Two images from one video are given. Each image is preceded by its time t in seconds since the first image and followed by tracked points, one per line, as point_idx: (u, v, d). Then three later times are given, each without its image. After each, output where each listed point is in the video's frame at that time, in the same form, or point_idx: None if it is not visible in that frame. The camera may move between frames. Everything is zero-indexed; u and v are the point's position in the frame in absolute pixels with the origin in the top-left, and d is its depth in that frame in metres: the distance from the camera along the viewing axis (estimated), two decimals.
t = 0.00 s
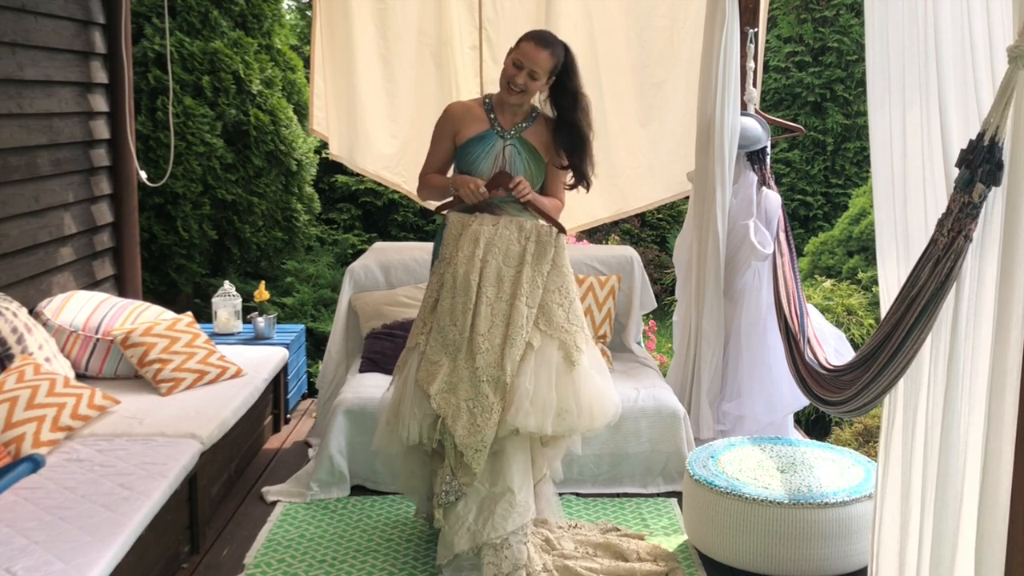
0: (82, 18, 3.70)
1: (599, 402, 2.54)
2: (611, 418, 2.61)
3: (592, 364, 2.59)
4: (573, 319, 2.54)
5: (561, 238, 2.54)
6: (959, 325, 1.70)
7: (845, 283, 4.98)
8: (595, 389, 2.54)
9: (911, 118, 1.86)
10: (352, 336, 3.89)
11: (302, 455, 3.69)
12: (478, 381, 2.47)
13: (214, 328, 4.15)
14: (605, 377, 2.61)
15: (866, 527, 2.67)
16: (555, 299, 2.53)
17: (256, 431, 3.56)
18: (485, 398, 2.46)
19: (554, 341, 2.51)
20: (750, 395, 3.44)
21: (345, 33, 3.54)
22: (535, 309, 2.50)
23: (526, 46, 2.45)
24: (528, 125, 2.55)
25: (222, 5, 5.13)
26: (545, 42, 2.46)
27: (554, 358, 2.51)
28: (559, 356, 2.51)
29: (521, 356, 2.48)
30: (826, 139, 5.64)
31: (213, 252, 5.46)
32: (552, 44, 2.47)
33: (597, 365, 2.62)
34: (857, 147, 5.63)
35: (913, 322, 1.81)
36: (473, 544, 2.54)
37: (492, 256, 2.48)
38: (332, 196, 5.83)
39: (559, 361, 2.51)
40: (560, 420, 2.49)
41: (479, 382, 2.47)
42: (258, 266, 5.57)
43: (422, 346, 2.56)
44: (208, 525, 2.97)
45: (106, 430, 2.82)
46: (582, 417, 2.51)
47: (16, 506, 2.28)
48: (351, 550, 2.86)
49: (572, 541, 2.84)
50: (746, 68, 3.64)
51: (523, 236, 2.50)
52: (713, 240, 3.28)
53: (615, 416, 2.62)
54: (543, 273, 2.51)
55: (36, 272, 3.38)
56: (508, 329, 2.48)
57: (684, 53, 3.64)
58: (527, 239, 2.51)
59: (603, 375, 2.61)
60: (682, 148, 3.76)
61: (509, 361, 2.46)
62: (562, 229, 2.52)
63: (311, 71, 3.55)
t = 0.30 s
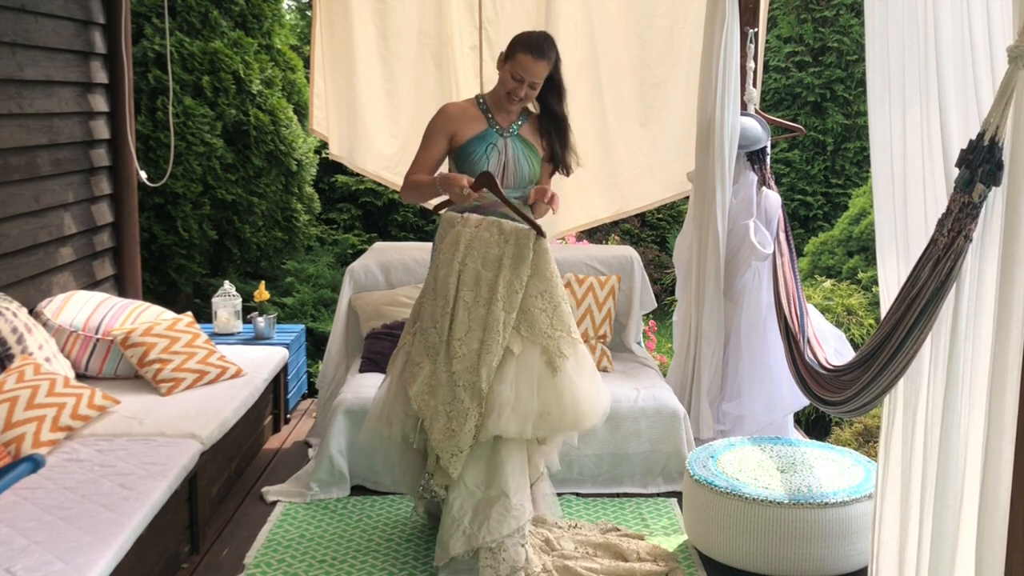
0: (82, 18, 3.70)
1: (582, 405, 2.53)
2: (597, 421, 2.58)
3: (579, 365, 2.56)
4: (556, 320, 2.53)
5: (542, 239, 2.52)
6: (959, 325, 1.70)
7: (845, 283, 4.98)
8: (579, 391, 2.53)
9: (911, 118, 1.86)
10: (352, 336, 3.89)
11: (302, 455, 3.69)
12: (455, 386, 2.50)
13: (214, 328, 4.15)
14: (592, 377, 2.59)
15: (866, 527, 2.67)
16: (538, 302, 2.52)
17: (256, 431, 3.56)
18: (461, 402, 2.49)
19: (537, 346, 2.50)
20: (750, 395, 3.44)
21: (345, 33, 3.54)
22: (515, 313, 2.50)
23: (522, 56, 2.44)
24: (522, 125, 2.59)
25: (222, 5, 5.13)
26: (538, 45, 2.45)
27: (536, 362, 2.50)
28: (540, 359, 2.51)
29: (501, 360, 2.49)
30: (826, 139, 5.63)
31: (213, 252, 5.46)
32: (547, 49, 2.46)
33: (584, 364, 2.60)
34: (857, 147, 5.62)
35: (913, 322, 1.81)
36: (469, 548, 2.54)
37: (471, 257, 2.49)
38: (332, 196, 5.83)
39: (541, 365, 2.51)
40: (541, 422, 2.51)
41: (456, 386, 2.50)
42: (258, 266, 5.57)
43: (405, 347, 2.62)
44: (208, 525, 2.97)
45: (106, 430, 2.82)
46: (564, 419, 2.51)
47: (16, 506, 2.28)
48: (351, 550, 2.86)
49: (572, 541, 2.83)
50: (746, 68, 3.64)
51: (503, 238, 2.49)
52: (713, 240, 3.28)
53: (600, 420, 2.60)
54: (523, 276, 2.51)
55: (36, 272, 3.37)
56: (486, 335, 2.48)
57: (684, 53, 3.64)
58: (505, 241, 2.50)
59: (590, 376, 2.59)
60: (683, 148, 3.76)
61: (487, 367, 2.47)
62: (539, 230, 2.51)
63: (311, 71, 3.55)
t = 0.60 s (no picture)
0: (82, 18, 3.70)
1: (547, 411, 2.39)
2: (565, 433, 2.41)
3: (544, 371, 2.40)
4: (518, 318, 2.40)
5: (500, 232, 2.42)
6: (959, 325, 1.70)
7: (845, 283, 4.98)
8: (546, 389, 2.40)
9: (911, 118, 1.87)
10: (352, 336, 3.89)
11: (302, 455, 3.69)
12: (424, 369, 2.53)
13: (214, 328, 4.14)
14: (563, 385, 2.43)
15: (866, 527, 2.67)
16: (499, 297, 2.43)
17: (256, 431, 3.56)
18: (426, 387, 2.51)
19: (499, 338, 2.42)
20: (750, 395, 3.44)
21: (345, 33, 3.53)
22: (473, 302, 2.44)
23: (529, 58, 2.44)
24: (521, 124, 2.60)
25: (222, 5, 5.13)
26: (542, 45, 2.46)
27: (495, 354, 2.42)
28: (502, 355, 2.42)
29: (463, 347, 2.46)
30: (826, 139, 5.63)
31: (213, 252, 5.46)
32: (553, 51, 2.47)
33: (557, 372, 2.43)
34: (857, 147, 5.63)
35: (913, 322, 1.81)
36: (467, 536, 2.54)
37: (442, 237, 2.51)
38: (332, 196, 5.83)
39: (501, 357, 2.42)
40: (507, 422, 2.41)
41: (424, 370, 2.52)
42: (258, 266, 5.57)
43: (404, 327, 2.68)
44: (209, 525, 2.97)
45: (106, 430, 2.82)
46: (524, 423, 2.40)
47: (17, 506, 2.28)
48: (351, 550, 2.86)
49: (573, 540, 2.84)
50: (746, 68, 3.64)
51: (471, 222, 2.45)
52: (713, 240, 3.28)
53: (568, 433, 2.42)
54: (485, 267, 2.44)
55: (36, 272, 3.37)
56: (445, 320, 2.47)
57: (684, 53, 3.64)
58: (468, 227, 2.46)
59: (560, 385, 2.42)
60: (683, 148, 3.76)
61: (445, 354, 2.46)
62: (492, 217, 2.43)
63: (311, 71, 3.55)
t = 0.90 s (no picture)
0: (82, 18, 3.70)
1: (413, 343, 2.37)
2: (410, 370, 2.34)
3: (432, 309, 2.35)
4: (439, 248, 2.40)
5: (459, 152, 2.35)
6: (959, 325, 1.70)
7: (845, 283, 4.98)
8: (425, 326, 2.35)
9: (911, 118, 1.87)
10: (353, 336, 3.88)
11: (302, 455, 3.69)
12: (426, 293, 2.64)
13: (214, 328, 4.14)
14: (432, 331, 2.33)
15: (866, 527, 2.67)
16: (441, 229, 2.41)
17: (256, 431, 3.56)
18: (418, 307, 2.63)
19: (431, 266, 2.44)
20: (750, 395, 3.44)
21: (345, 33, 3.53)
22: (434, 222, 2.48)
23: (529, 56, 2.41)
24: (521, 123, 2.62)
25: (222, 5, 5.13)
26: (543, 43, 2.42)
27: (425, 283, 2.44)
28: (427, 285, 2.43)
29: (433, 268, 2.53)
30: (826, 139, 5.64)
31: (213, 252, 5.46)
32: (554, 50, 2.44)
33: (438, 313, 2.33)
34: (857, 148, 5.63)
35: (913, 322, 1.81)
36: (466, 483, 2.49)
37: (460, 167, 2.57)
38: (332, 196, 5.83)
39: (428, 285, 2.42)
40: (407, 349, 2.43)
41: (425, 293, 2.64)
42: (258, 266, 5.57)
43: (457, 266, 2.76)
44: (209, 525, 2.97)
45: (106, 430, 2.82)
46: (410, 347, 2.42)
47: (17, 506, 2.28)
48: (351, 550, 2.86)
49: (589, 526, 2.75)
50: (746, 68, 3.64)
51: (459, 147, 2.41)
52: (713, 240, 3.28)
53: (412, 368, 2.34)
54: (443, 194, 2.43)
55: (36, 272, 3.37)
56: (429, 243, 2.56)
57: (684, 53, 3.64)
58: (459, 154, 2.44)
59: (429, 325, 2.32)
60: (683, 148, 3.76)
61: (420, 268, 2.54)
62: (451, 140, 2.36)
63: (311, 72, 3.55)
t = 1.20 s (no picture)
0: (82, 18, 3.70)
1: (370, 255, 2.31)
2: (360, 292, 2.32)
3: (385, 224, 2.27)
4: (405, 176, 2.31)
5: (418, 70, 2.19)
6: (959, 325, 1.70)
7: (845, 283, 4.98)
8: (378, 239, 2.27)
9: (911, 118, 1.87)
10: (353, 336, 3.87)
11: (302, 455, 3.69)
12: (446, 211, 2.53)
13: (214, 328, 4.14)
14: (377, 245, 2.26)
15: (866, 527, 2.67)
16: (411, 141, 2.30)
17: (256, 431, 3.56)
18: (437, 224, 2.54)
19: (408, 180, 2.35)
20: (750, 396, 3.44)
21: (345, 33, 3.53)
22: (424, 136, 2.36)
23: (531, 52, 2.44)
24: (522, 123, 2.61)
25: (222, 5, 5.13)
26: (543, 39, 2.47)
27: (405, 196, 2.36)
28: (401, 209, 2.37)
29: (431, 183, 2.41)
30: (826, 139, 5.63)
31: (213, 252, 5.46)
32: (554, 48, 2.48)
33: (391, 231, 2.25)
34: (857, 147, 5.63)
35: (913, 322, 1.81)
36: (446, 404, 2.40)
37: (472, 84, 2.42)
38: (332, 196, 5.83)
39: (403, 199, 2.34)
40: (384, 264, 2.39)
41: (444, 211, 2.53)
42: (258, 266, 5.57)
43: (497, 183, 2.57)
44: (209, 525, 2.97)
45: (106, 430, 2.82)
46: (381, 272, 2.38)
47: (17, 506, 2.28)
48: (352, 550, 2.86)
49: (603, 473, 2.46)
50: (746, 68, 3.64)
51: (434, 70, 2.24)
52: (713, 240, 3.28)
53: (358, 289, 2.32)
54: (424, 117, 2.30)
55: (36, 272, 3.37)
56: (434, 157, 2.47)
57: (684, 53, 3.64)
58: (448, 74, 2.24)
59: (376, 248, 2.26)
60: (683, 148, 3.76)
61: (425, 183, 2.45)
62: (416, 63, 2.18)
63: (311, 71, 3.55)
